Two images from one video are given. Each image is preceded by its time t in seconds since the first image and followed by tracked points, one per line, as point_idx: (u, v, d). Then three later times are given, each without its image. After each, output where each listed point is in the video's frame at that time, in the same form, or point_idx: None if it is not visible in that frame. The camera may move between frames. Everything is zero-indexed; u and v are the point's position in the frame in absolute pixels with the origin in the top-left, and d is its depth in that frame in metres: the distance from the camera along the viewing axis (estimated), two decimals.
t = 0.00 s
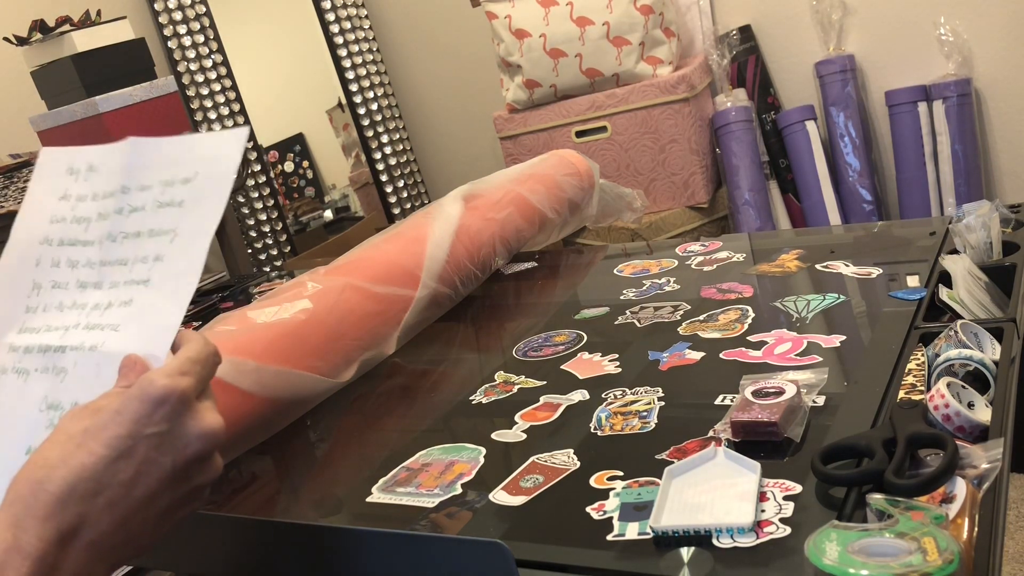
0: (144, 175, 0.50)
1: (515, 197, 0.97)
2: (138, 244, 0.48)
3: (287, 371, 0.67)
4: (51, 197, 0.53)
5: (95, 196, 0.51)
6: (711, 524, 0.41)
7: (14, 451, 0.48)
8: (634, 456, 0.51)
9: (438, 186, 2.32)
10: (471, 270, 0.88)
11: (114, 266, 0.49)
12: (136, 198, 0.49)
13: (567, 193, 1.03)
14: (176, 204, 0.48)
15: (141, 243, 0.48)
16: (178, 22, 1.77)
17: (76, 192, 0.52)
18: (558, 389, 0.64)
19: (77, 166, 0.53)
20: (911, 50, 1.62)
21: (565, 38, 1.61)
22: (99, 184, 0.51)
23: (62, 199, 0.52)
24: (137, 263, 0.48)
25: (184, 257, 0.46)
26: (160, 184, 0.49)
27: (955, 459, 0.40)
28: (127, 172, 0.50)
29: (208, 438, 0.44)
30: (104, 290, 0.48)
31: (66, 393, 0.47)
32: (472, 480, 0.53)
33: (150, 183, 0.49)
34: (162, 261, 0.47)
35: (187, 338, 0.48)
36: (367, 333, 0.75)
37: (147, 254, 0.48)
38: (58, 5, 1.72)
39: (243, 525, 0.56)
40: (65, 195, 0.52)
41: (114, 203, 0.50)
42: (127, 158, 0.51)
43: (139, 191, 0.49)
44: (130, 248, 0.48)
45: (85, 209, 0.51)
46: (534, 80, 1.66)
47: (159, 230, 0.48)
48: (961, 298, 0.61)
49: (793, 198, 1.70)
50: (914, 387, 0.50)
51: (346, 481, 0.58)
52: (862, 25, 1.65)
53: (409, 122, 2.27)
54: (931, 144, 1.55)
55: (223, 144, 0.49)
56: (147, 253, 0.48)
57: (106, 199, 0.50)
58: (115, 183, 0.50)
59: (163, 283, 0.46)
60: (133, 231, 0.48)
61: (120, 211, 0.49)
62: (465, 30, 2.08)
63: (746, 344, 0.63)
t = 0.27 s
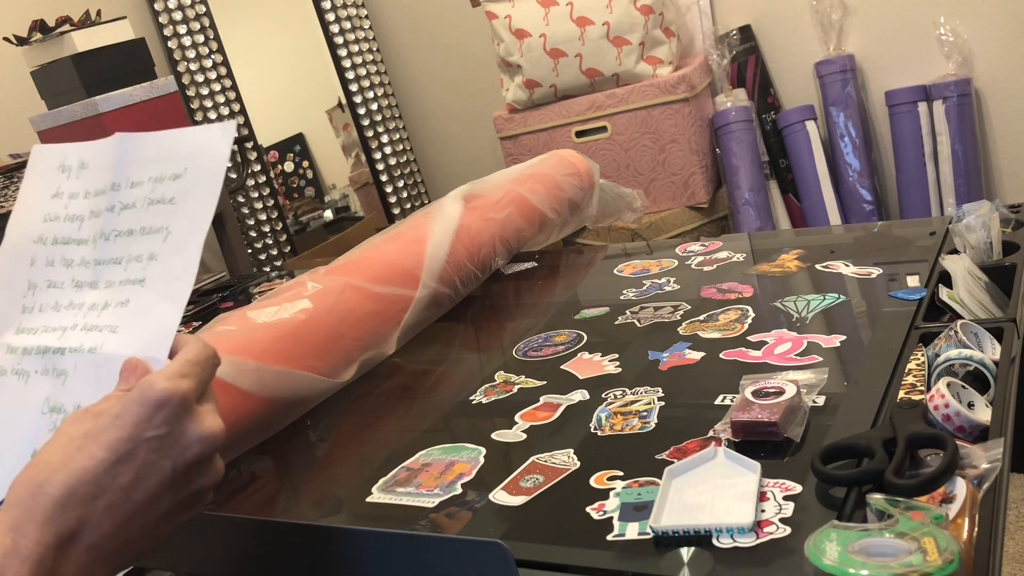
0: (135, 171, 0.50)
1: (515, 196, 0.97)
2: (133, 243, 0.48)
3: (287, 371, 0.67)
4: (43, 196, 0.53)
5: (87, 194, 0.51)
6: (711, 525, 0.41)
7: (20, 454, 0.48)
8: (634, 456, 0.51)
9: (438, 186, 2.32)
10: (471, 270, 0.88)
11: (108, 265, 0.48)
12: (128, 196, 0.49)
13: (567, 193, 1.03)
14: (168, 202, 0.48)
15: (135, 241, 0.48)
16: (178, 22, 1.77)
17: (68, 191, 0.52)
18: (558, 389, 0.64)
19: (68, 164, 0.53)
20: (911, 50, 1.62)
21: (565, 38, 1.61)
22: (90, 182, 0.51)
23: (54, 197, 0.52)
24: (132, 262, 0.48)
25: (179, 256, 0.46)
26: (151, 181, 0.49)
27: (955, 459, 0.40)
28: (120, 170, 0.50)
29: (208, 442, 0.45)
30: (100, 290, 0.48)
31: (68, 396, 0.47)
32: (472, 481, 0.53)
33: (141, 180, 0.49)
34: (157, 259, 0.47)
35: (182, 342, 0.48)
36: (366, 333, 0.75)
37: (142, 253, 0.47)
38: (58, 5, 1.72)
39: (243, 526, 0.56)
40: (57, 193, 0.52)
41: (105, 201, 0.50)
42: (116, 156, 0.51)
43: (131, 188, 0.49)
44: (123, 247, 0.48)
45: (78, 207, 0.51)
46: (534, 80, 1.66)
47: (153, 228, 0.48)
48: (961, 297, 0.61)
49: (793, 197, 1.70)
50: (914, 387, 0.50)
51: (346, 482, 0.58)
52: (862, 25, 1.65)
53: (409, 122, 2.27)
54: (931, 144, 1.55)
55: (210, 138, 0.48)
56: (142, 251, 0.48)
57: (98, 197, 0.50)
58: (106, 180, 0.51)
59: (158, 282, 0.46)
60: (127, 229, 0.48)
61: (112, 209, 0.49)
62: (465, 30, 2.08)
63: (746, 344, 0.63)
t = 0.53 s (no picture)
0: (122, 165, 0.50)
1: (515, 196, 0.97)
2: (123, 239, 0.48)
3: (287, 371, 0.67)
4: (31, 190, 0.53)
5: (74, 188, 0.51)
6: (711, 525, 0.41)
7: (15, 451, 0.49)
8: (633, 456, 0.51)
9: (438, 186, 2.32)
10: (471, 270, 0.88)
11: (98, 260, 0.48)
12: (116, 190, 0.49)
13: (567, 192, 1.03)
14: (156, 197, 0.47)
15: (125, 237, 0.48)
16: (178, 22, 1.77)
17: (56, 185, 0.52)
18: (558, 389, 0.64)
19: (55, 158, 0.53)
20: (911, 50, 1.62)
21: (565, 38, 1.62)
22: (78, 176, 0.51)
23: (42, 192, 0.52)
24: (121, 258, 0.47)
25: (167, 252, 0.46)
26: (139, 175, 0.49)
27: (955, 459, 0.40)
28: (108, 166, 0.50)
29: (203, 443, 0.45)
30: (90, 286, 0.48)
31: (61, 393, 0.48)
32: (472, 481, 0.53)
33: (129, 175, 0.49)
34: (147, 255, 0.47)
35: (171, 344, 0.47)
36: (366, 333, 0.75)
37: (132, 249, 0.47)
38: (58, 5, 1.72)
39: (241, 524, 0.56)
40: (45, 188, 0.52)
41: (93, 195, 0.50)
42: (103, 149, 0.51)
43: (119, 182, 0.49)
44: (113, 243, 0.48)
45: (66, 202, 0.51)
46: (534, 80, 1.66)
47: (142, 223, 0.47)
48: (961, 298, 0.61)
49: (793, 197, 1.70)
50: (914, 387, 0.50)
51: (346, 482, 0.58)
52: (862, 25, 1.65)
53: (409, 122, 2.28)
54: (931, 144, 1.55)
55: (197, 132, 0.48)
56: (132, 247, 0.47)
57: (86, 191, 0.50)
58: (93, 174, 0.50)
59: (148, 279, 0.46)
60: (116, 224, 0.48)
61: (100, 203, 0.49)
62: (465, 30, 2.08)
63: (746, 344, 0.63)
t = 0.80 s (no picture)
0: (93, 166, 0.45)
1: (515, 196, 0.97)
2: (98, 244, 0.44)
3: (287, 371, 0.67)
4: None
5: (41, 189, 0.46)
6: (711, 525, 0.41)
7: None
8: (633, 456, 0.51)
9: (438, 186, 2.32)
10: (471, 270, 0.88)
11: (74, 266, 0.45)
12: (87, 193, 0.45)
13: (567, 193, 1.03)
14: (131, 201, 0.44)
15: (100, 242, 0.44)
16: (178, 22, 1.78)
17: (16, 185, 0.47)
18: (558, 389, 0.64)
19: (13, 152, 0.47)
20: (911, 50, 1.62)
21: (565, 38, 1.62)
22: (43, 175, 0.46)
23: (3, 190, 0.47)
24: (98, 263, 0.44)
25: (148, 260, 0.43)
26: (111, 177, 0.45)
27: (955, 459, 0.40)
28: (75, 163, 0.45)
29: (203, 455, 0.45)
30: (66, 291, 0.45)
31: (42, 402, 0.46)
32: (472, 481, 0.53)
33: (100, 176, 0.45)
34: (125, 262, 0.43)
35: (163, 358, 0.46)
36: (366, 333, 0.75)
37: (109, 255, 0.44)
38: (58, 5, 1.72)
39: (241, 526, 0.56)
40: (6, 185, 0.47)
41: (63, 198, 0.45)
42: (69, 147, 0.46)
43: (89, 185, 0.45)
44: (88, 248, 0.45)
45: (32, 203, 0.46)
46: (534, 80, 1.66)
47: (118, 228, 0.44)
48: (961, 297, 0.61)
49: (793, 197, 1.70)
50: (914, 387, 0.50)
51: (346, 481, 0.58)
52: (862, 25, 1.65)
53: (409, 122, 2.28)
54: (931, 144, 1.55)
55: (173, 133, 0.43)
56: (109, 252, 0.44)
57: (53, 193, 0.46)
58: (60, 175, 0.46)
59: (129, 288, 0.43)
60: (89, 229, 0.45)
61: (71, 207, 0.45)
62: (465, 30, 2.08)
63: (746, 344, 0.63)
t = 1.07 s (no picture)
0: (75, 182, 0.45)
1: (515, 196, 0.97)
2: (81, 260, 0.44)
3: (287, 370, 0.67)
4: None
5: (27, 206, 0.47)
6: (711, 525, 0.41)
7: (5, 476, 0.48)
8: (633, 456, 0.51)
9: (438, 186, 2.32)
10: (471, 270, 0.88)
11: (59, 282, 0.45)
12: (70, 209, 0.45)
13: (567, 193, 1.03)
14: (112, 218, 0.44)
15: (84, 258, 0.44)
16: (178, 22, 1.78)
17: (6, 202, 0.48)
18: (558, 390, 0.64)
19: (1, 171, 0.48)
20: (911, 50, 1.62)
21: (565, 38, 1.62)
22: (28, 192, 0.47)
23: None
24: (82, 279, 0.44)
25: (129, 275, 0.43)
26: (93, 194, 0.45)
27: (955, 459, 0.40)
28: (59, 182, 0.46)
29: (202, 467, 0.44)
30: (53, 307, 0.45)
31: (39, 419, 0.46)
32: (472, 481, 0.53)
33: (82, 194, 0.45)
34: (108, 278, 0.43)
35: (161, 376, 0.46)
36: (366, 333, 0.75)
37: (92, 271, 0.44)
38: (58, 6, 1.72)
39: (242, 527, 0.56)
40: None
41: (48, 214, 0.46)
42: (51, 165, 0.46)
43: (72, 201, 0.45)
44: (72, 264, 0.45)
45: (20, 220, 0.47)
46: (534, 80, 1.66)
47: (99, 244, 0.44)
48: (961, 297, 0.61)
49: (793, 197, 1.70)
50: (914, 387, 0.50)
51: (346, 481, 0.58)
52: (861, 25, 1.65)
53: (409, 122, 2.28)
54: (931, 144, 1.55)
55: (149, 150, 0.43)
56: (92, 269, 0.44)
57: (39, 210, 0.46)
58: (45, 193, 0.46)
59: (112, 303, 0.43)
60: (73, 245, 0.45)
61: (56, 223, 0.45)
62: (465, 30, 2.08)
63: (747, 344, 0.63)
